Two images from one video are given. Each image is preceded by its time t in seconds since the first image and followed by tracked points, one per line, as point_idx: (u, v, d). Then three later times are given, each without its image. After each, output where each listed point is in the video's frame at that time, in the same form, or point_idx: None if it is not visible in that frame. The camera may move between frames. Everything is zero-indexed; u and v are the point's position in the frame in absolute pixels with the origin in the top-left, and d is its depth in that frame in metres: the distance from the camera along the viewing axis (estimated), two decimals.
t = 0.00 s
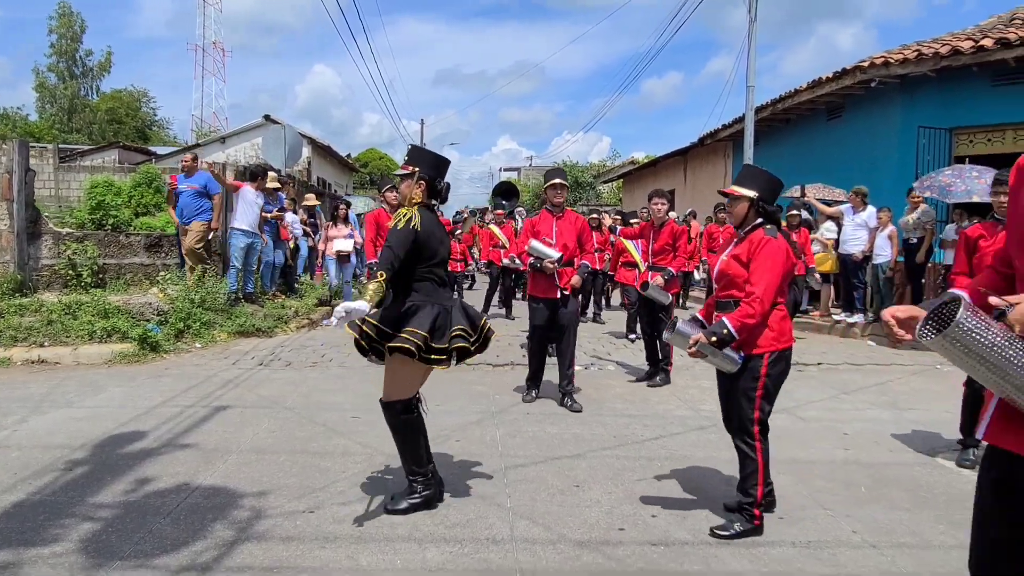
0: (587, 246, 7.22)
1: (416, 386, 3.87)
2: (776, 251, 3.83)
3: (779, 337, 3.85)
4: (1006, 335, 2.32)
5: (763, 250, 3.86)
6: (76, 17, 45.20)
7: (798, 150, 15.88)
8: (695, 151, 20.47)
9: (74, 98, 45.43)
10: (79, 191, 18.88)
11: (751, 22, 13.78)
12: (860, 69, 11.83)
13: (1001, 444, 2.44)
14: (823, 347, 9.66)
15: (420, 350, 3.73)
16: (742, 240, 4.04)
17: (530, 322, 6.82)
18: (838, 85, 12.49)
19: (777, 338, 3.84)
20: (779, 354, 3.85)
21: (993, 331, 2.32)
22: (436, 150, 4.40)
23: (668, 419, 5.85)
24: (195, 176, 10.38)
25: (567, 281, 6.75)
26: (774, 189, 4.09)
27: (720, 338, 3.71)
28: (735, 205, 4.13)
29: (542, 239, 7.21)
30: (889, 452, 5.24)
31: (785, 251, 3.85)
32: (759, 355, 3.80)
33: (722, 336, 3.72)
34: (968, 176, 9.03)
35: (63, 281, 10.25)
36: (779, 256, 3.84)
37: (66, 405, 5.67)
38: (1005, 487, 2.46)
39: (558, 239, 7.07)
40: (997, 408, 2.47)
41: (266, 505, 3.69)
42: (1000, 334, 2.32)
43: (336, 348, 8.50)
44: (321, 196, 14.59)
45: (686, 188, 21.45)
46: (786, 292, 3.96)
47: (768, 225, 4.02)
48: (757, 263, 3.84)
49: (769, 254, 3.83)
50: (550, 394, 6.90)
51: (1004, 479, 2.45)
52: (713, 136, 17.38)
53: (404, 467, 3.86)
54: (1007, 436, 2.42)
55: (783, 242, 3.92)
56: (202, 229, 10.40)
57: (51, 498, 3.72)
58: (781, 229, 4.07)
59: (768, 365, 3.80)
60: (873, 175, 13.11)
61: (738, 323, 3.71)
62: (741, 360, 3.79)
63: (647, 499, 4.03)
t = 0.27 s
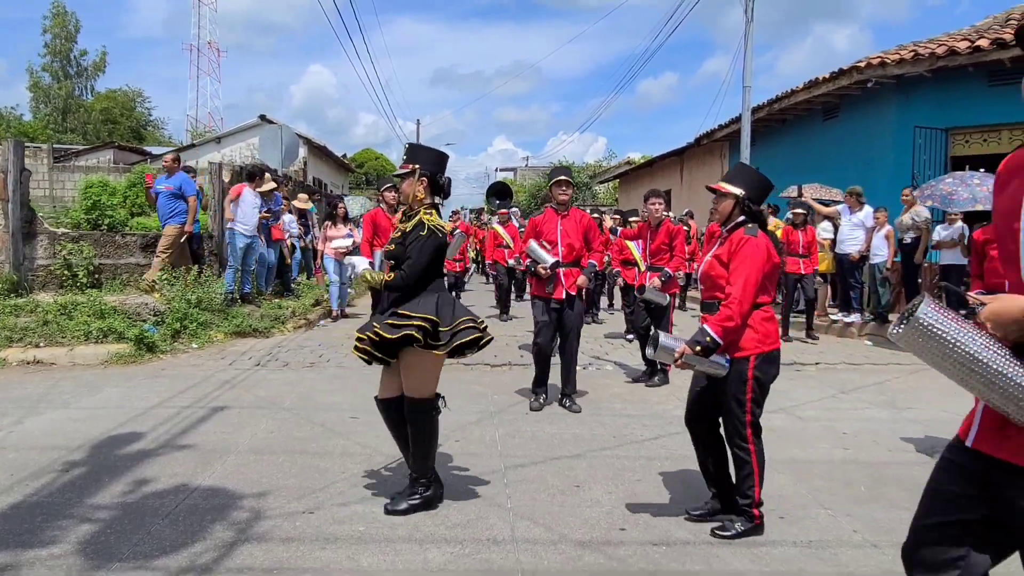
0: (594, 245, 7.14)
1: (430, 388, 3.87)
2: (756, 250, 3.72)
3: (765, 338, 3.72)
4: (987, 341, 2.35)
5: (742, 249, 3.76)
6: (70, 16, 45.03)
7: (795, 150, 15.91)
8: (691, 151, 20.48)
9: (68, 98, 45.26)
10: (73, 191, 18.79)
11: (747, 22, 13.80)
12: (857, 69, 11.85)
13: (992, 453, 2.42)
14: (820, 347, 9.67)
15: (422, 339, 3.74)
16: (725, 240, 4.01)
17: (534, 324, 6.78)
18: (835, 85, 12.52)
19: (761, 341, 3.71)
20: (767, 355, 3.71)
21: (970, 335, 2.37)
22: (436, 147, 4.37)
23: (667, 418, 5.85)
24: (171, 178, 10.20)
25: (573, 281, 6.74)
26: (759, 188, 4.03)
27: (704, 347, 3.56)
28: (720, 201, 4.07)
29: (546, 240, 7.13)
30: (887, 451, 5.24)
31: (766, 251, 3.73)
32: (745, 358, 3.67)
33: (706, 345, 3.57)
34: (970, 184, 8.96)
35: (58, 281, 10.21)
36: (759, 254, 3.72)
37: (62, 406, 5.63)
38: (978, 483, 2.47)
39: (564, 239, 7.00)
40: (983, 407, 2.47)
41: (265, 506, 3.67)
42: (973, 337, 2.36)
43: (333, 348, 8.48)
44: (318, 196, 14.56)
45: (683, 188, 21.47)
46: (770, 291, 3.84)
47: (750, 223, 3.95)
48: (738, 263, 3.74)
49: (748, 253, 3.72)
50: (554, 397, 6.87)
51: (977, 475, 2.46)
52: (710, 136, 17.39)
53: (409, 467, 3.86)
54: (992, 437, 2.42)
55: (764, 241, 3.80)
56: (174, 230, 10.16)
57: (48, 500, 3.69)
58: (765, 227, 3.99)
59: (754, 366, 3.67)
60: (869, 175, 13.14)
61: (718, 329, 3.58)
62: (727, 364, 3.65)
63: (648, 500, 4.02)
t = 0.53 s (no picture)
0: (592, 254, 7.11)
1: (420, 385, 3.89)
2: (748, 249, 3.72)
3: (758, 340, 3.74)
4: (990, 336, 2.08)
5: (735, 248, 3.75)
6: (68, 17, 44.97)
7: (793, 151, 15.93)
8: (690, 152, 20.49)
9: (65, 98, 45.18)
10: (71, 191, 18.74)
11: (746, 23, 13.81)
12: (856, 70, 11.87)
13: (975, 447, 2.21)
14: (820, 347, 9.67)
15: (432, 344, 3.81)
16: (715, 238, 3.97)
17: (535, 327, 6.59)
18: (834, 85, 12.53)
19: (755, 342, 3.73)
20: (760, 357, 3.74)
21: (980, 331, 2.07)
22: (441, 150, 4.39)
23: (668, 418, 5.84)
24: (148, 178, 9.97)
25: (572, 286, 6.58)
26: (752, 186, 4.03)
27: (697, 341, 3.59)
28: (712, 199, 4.05)
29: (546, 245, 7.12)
30: (890, 451, 5.23)
31: (758, 250, 3.72)
32: (738, 359, 3.69)
33: (699, 340, 3.60)
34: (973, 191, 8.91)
35: (57, 282, 10.20)
36: (752, 253, 3.72)
37: (61, 407, 5.61)
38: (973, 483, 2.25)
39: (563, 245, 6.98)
40: (970, 405, 2.24)
41: (267, 507, 3.66)
42: (977, 329, 2.09)
43: (333, 348, 8.46)
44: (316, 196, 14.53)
45: (682, 188, 21.48)
46: (763, 291, 3.85)
47: (742, 222, 3.94)
48: (731, 263, 3.74)
49: (742, 251, 3.72)
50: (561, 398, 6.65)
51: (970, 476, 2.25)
52: (709, 136, 17.40)
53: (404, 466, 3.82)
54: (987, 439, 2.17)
55: (755, 240, 3.80)
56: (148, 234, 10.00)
57: (49, 501, 3.68)
58: (755, 227, 3.97)
59: (745, 366, 3.69)
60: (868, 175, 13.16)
61: (714, 326, 3.59)
62: (718, 361, 3.65)
63: (651, 500, 4.02)
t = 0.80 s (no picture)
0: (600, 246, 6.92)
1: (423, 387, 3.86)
2: (750, 251, 3.73)
3: (756, 343, 3.68)
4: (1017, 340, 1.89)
5: (738, 249, 3.77)
6: (67, 18, 44.97)
7: (794, 152, 15.94)
8: (690, 153, 20.50)
9: (65, 99, 45.16)
10: (71, 193, 18.73)
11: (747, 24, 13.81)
12: (856, 71, 11.87)
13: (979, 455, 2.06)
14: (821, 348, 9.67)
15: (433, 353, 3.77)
16: (717, 240, 3.98)
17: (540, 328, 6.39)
18: (834, 87, 12.54)
19: (754, 345, 3.67)
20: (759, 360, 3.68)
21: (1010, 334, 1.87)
22: (445, 150, 4.40)
23: (670, 420, 5.84)
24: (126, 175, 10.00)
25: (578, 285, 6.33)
26: (755, 187, 4.04)
27: (695, 342, 3.52)
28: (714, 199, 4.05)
29: (552, 239, 6.98)
30: (893, 453, 5.23)
31: (761, 252, 3.72)
32: (736, 362, 3.62)
33: (697, 341, 3.52)
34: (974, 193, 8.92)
35: (57, 284, 10.20)
36: (755, 254, 3.73)
37: (62, 409, 5.61)
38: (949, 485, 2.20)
39: (570, 239, 6.75)
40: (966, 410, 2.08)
41: (270, 509, 3.65)
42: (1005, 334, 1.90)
43: (333, 350, 8.45)
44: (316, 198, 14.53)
45: (681, 189, 21.48)
46: (764, 293, 3.83)
47: (744, 223, 3.94)
48: (734, 264, 3.74)
49: (745, 253, 3.74)
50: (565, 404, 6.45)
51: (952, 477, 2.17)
52: (709, 137, 17.40)
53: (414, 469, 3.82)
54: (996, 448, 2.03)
55: (758, 241, 3.80)
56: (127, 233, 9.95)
57: (51, 503, 3.67)
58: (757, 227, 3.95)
59: (741, 371, 3.61)
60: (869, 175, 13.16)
61: (714, 329, 3.53)
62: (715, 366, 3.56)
63: (655, 502, 4.02)
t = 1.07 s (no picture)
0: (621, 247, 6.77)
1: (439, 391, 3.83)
2: (751, 253, 3.64)
3: (766, 347, 3.60)
4: (986, 353, 1.92)
5: (738, 252, 3.68)
6: (67, 19, 44.98)
7: (794, 153, 15.94)
8: (690, 154, 20.50)
9: (64, 100, 45.13)
10: (70, 193, 18.72)
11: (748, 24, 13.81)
12: (857, 72, 11.87)
13: (975, 471, 1.99)
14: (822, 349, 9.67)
15: (460, 347, 3.74)
16: (718, 242, 3.92)
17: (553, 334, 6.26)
18: (835, 87, 12.54)
19: (764, 349, 3.59)
20: (771, 364, 3.61)
21: (974, 347, 1.91)
22: (452, 151, 4.40)
23: (673, 421, 5.84)
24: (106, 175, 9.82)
25: (594, 287, 6.23)
26: (755, 188, 4.00)
27: (698, 358, 3.41)
28: (715, 202, 4.02)
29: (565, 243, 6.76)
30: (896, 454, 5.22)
31: (762, 255, 3.62)
32: (746, 368, 3.54)
33: (699, 356, 3.41)
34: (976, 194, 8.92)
35: (58, 284, 10.20)
36: (755, 257, 3.63)
37: (64, 410, 5.60)
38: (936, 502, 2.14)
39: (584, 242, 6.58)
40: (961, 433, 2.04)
41: (274, 510, 3.65)
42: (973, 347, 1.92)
43: (334, 350, 8.44)
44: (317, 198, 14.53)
45: (682, 190, 21.48)
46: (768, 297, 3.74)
47: (745, 226, 3.90)
48: (733, 268, 3.64)
49: (745, 256, 3.64)
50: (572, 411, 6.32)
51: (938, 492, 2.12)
52: (709, 138, 17.40)
53: (421, 469, 3.83)
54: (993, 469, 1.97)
55: (760, 244, 3.71)
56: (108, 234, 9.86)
57: (54, 504, 3.66)
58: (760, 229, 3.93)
59: (757, 376, 3.54)
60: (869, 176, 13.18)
61: (713, 339, 3.41)
62: (725, 375, 3.48)
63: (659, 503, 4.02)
